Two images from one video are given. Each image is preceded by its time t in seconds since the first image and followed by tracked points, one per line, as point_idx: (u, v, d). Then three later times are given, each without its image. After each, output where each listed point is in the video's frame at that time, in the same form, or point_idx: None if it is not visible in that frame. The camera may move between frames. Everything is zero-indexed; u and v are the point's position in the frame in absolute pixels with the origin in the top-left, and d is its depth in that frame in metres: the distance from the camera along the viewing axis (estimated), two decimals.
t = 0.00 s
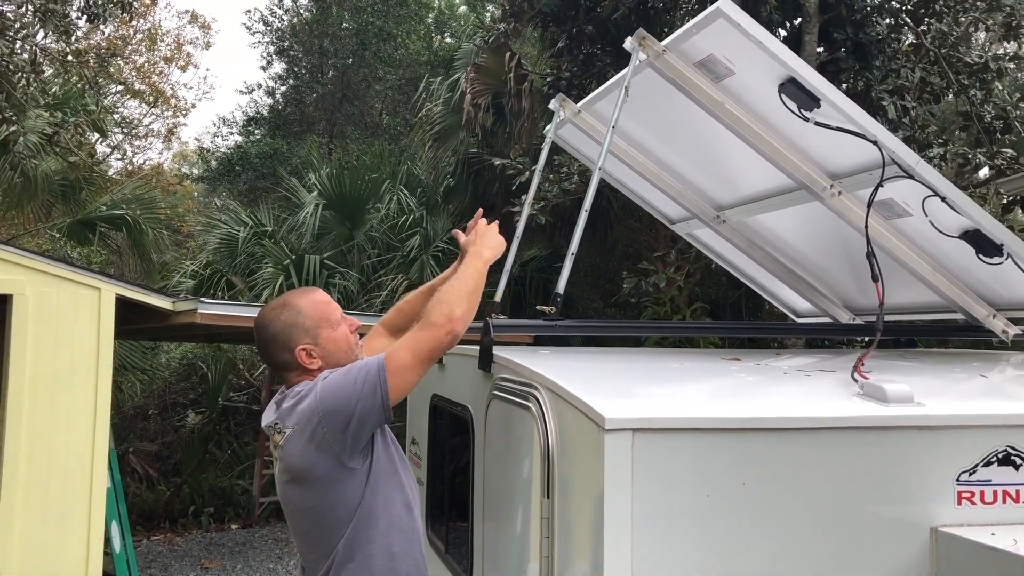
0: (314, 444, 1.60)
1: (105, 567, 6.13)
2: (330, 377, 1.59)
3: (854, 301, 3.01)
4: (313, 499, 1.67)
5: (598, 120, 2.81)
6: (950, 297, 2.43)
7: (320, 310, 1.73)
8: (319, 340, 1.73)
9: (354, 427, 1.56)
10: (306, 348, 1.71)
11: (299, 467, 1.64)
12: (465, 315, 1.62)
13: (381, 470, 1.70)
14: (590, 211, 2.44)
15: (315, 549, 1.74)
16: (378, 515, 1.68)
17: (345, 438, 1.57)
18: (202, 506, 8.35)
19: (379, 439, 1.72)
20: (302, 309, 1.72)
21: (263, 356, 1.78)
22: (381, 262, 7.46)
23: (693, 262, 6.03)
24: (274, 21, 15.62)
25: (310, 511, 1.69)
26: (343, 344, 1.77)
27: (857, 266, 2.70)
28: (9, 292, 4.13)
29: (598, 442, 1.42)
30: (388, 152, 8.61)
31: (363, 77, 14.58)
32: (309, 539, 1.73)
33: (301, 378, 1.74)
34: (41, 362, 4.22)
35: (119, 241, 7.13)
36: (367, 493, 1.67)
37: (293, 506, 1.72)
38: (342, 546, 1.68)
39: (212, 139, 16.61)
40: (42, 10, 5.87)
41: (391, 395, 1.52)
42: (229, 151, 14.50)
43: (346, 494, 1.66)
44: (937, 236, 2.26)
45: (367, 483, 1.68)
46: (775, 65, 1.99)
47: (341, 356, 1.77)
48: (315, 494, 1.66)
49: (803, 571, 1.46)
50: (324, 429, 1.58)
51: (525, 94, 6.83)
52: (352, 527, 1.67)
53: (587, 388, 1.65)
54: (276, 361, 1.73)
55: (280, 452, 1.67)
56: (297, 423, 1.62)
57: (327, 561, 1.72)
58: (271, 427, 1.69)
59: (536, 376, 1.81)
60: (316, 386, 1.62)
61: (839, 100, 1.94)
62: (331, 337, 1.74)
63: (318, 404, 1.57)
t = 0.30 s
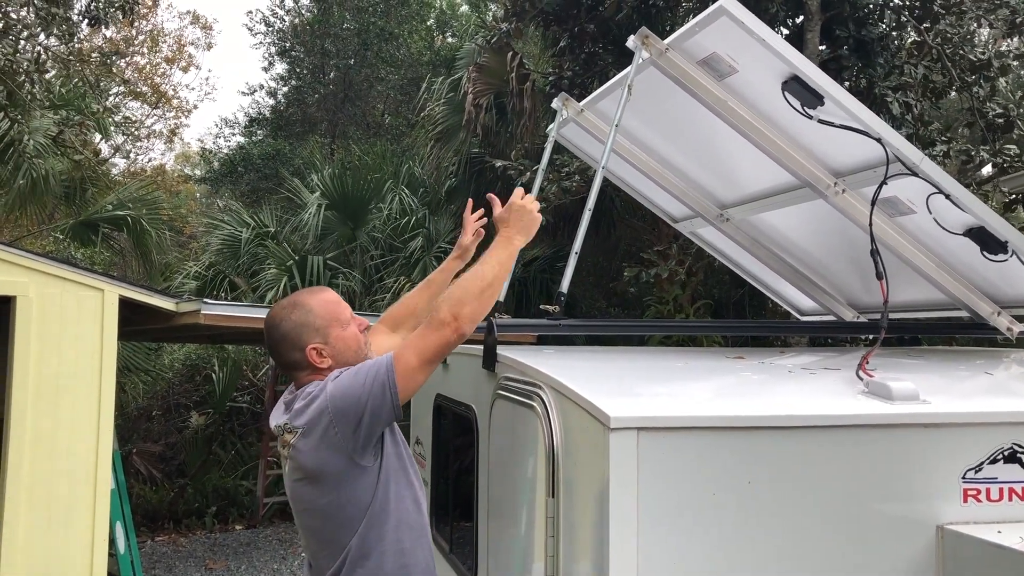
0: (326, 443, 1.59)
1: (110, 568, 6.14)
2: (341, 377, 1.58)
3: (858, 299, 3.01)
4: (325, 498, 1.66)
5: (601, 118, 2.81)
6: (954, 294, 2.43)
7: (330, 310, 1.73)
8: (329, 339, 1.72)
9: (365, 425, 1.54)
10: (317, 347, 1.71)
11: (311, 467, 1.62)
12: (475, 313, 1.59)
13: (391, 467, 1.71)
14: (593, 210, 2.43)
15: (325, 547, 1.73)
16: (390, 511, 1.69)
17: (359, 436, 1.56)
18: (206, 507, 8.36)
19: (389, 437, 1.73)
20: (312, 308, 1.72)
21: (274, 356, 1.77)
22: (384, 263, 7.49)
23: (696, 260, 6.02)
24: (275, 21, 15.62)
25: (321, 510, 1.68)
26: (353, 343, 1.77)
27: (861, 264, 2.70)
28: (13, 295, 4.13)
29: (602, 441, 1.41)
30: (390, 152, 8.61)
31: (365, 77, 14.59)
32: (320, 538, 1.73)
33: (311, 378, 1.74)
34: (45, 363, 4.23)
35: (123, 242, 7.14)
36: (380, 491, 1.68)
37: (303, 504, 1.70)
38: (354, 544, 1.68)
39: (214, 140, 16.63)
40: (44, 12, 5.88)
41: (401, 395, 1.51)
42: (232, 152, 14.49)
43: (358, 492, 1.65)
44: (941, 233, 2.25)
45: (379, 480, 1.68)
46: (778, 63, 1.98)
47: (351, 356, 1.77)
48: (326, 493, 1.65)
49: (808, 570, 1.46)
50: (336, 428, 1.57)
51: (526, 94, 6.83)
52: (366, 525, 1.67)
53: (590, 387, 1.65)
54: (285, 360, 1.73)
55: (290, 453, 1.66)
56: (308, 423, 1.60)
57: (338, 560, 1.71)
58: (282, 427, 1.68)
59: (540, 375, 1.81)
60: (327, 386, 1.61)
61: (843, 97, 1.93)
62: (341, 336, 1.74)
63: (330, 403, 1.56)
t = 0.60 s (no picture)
0: (347, 441, 1.58)
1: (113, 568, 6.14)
2: (364, 377, 1.58)
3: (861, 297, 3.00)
4: (343, 496, 1.63)
5: (603, 117, 2.81)
6: (956, 292, 2.43)
7: (341, 311, 1.71)
8: (340, 340, 1.70)
9: (390, 425, 1.55)
10: (328, 348, 1.69)
11: (330, 466, 1.60)
12: (495, 314, 1.65)
13: (408, 468, 1.72)
14: (595, 209, 2.42)
15: (337, 545, 1.70)
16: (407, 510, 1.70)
17: (383, 436, 1.57)
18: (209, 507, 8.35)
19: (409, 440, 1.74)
20: (323, 310, 1.70)
21: (284, 356, 1.75)
22: (387, 263, 7.46)
23: (698, 259, 6.02)
24: (277, 22, 15.64)
25: (338, 509, 1.65)
26: (364, 343, 1.75)
27: (864, 262, 2.69)
28: (15, 296, 4.12)
29: (606, 441, 1.41)
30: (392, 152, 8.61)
31: (366, 77, 14.59)
32: (333, 535, 1.69)
33: (322, 378, 1.72)
34: (48, 363, 4.23)
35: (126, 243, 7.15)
36: (399, 489, 1.68)
37: (317, 502, 1.66)
38: (373, 542, 1.66)
39: (216, 141, 16.64)
40: (45, 14, 5.89)
41: (428, 396, 1.56)
42: (234, 153, 14.49)
43: (378, 490, 1.64)
44: (944, 230, 2.25)
45: (398, 478, 1.68)
46: (780, 61, 1.98)
47: (362, 356, 1.75)
48: (345, 490, 1.63)
49: (812, 570, 1.45)
50: (361, 427, 1.56)
51: (528, 94, 6.83)
52: (385, 523, 1.67)
53: (593, 386, 1.65)
54: (297, 361, 1.71)
55: (304, 450, 1.64)
56: (330, 423, 1.58)
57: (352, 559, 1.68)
58: (295, 425, 1.66)
59: (542, 375, 1.80)
60: (348, 386, 1.60)
61: (845, 95, 1.93)
62: (353, 336, 1.72)
63: (355, 403, 1.55)
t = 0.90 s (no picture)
0: (393, 438, 1.56)
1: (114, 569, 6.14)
2: (406, 373, 1.56)
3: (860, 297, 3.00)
4: (390, 494, 1.61)
5: (603, 117, 2.81)
6: (957, 291, 2.42)
7: (368, 309, 1.68)
8: (367, 339, 1.68)
9: (435, 422, 1.56)
10: (356, 348, 1.66)
11: (375, 463, 1.57)
12: (526, 304, 1.66)
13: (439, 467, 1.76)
14: (595, 208, 2.42)
15: (378, 546, 1.65)
16: (442, 507, 1.74)
17: (428, 431, 1.57)
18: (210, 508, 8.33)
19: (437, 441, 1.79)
20: (349, 308, 1.67)
21: (306, 357, 1.70)
22: (388, 263, 7.42)
23: (699, 259, 6.02)
24: (278, 22, 15.64)
25: (383, 507, 1.61)
26: (389, 341, 1.73)
27: (864, 262, 2.69)
28: (16, 297, 4.12)
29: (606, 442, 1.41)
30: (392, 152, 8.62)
31: (367, 77, 14.60)
32: (374, 537, 1.64)
33: (349, 379, 1.68)
34: (49, 364, 4.24)
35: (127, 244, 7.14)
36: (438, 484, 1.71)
37: (362, 502, 1.61)
38: (420, 537, 1.66)
39: (217, 141, 16.64)
40: (45, 14, 5.80)
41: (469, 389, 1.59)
42: (235, 153, 14.49)
43: (422, 487, 1.64)
44: (943, 228, 2.24)
45: (435, 475, 1.70)
46: (780, 60, 1.98)
47: (387, 355, 1.73)
48: (392, 488, 1.60)
49: (812, 570, 1.45)
50: (408, 424, 1.55)
51: (528, 94, 6.84)
52: (428, 518, 1.68)
53: (593, 386, 1.65)
54: (324, 362, 1.66)
55: (340, 451, 1.60)
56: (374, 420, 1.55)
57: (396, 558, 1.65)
58: (327, 425, 1.62)
59: (542, 376, 1.80)
60: (389, 383, 1.57)
61: (845, 94, 1.93)
62: (379, 334, 1.70)
63: (401, 399, 1.54)
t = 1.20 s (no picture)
0: (421, 434, 1.56)
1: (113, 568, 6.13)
2: (434, 371, 1.57)
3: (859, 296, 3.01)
4: (416, 488, 1.59)
5: (601, 117, 2.81)
6: (955, 290, 2.42)
7: (394, 309, 1.70)
8: (393, 339, 1.69)
9: (459, 420, 1.55)
10: (383, 347, 1.67)
11: (401, 459, 1.57)
12: (552, 312, 1.64)
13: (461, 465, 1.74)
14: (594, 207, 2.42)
15: (400, 543, 1.62)
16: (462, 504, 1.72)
17: (454, 429, 1.56)
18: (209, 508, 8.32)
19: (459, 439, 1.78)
20: (376, 308, 1.68)
21: (333, 357, 1.71)
22: (387, 262, 7.38)
23: (699, 258, 6.02)
24: (277, 21, 15.64)
25: (405, 504, 1.59)
26: (413, 343, 1.74)
27: (863, 262, 2.70)
28: (14, 296, 4.11)
29: (603, 441, 1.41)
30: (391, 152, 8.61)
31: (366, 76, 14.60)
32: (397, 533, 1.61)
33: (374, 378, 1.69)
34: (48, 363, 4.23)
35: (126, 244, 7.13)
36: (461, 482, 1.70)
37: (387, 497, 1.59)
38: (443, 533, 1.64)
39: (216, 140, 16.64)
40: (43, 13, 5.82)
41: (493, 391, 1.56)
42: (234, 152, 14.48)
43: (448, 484, 1.63)
44: (940, 227, 2.24)
45: (460, 472, 1.69)
46: (778, 60, 1.97)
47: (410, 356, 1.74)
48: (417, 483, 1.59)
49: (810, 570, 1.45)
50: (435, 420, 1.55)
51: (527, 93, 6.84)
52: (451, 515, 1.67)
53: (590, 385, 1.65)
54: (351, 360, 1.67)
55: (365, 446, 1.61)
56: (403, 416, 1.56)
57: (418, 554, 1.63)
58: (352, 421, 1.63)
59: (540, 376, 1.80)
60: (417, 381, 1.58)
61: (843, 94, 1.92)
62: (405, 335, 1.71)
63: (429, 396, 1.54)
